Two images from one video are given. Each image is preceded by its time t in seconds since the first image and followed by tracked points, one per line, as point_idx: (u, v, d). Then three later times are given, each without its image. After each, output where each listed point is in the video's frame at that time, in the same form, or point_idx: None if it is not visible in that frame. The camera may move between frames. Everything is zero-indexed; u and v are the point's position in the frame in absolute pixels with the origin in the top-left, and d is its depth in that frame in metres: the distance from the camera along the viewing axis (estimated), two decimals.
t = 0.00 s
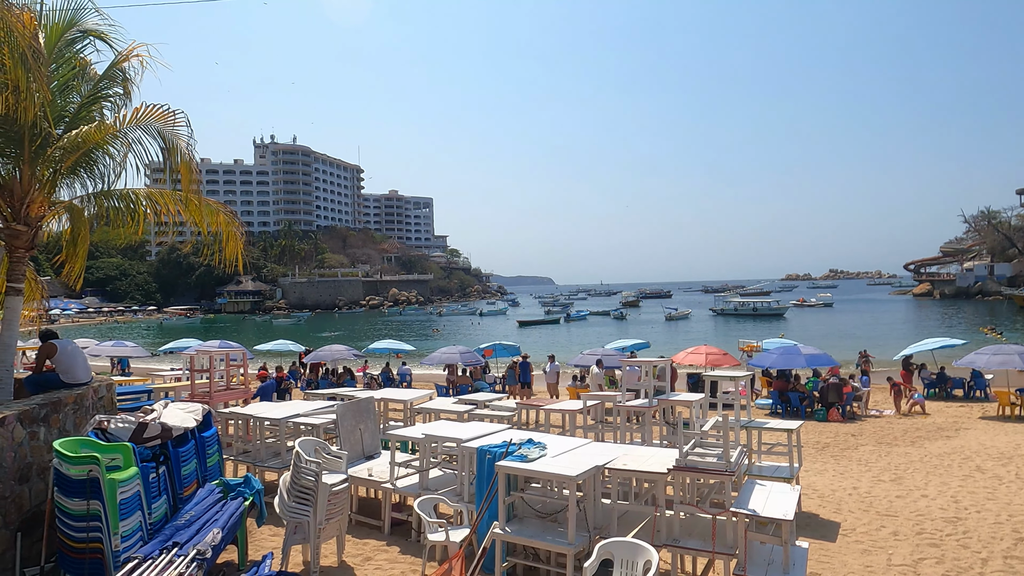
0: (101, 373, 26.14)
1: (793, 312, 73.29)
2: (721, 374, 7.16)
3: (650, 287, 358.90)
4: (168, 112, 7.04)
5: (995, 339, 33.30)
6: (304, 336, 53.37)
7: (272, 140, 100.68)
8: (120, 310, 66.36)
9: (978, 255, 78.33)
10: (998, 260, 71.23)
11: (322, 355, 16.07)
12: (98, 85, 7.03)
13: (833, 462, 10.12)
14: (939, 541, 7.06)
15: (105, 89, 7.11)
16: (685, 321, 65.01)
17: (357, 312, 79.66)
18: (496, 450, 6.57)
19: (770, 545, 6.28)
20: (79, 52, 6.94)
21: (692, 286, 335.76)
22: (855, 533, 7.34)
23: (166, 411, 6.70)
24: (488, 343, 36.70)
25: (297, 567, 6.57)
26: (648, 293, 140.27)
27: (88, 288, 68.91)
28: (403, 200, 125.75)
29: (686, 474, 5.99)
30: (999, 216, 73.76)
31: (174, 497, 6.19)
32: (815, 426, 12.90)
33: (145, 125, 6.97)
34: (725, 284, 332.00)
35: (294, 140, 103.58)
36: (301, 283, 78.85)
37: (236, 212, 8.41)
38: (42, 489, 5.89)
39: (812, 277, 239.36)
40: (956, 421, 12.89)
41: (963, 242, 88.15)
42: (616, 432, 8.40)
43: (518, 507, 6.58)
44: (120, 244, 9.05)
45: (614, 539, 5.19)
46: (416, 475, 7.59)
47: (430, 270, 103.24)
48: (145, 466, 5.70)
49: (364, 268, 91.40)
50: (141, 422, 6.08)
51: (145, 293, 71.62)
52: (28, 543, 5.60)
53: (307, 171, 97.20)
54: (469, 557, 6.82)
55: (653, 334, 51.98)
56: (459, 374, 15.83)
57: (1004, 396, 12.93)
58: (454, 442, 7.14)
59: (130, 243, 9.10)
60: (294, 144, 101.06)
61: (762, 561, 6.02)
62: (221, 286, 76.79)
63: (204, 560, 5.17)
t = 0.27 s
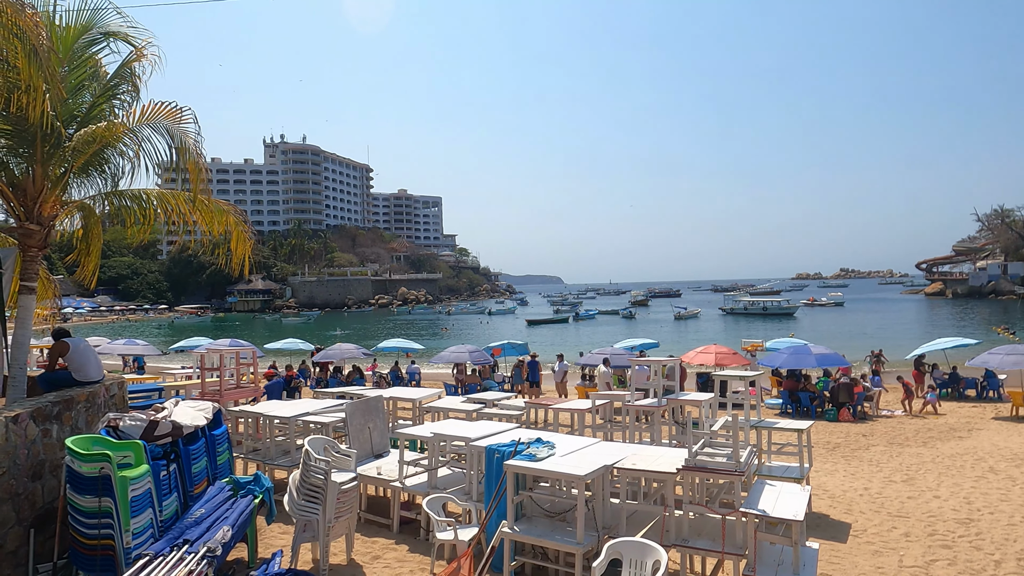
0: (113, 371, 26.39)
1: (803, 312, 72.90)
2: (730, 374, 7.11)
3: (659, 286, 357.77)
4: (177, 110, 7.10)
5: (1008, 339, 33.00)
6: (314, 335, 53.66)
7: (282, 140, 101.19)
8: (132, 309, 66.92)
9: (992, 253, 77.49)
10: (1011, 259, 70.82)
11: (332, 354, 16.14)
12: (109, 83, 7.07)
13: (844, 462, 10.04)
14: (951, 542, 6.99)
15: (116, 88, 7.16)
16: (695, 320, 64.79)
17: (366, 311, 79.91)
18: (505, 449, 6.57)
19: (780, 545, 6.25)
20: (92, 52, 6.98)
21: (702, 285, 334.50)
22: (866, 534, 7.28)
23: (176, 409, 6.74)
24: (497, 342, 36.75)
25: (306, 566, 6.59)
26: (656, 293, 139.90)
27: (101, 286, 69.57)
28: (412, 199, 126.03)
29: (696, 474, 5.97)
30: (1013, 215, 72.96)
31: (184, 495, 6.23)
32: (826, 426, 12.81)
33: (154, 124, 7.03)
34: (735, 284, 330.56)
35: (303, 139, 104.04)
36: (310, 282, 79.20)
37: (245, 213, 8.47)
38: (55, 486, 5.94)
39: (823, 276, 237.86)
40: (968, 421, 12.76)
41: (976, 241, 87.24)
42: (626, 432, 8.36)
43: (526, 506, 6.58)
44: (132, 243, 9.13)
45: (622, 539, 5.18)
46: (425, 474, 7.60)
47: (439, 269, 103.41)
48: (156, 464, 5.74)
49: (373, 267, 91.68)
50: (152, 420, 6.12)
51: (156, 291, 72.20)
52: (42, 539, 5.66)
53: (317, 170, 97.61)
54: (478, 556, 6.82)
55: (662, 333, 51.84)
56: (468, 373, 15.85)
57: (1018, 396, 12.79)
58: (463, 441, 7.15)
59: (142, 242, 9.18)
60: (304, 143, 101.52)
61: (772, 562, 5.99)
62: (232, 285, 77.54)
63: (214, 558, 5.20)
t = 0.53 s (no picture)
0: (124, 369, 26.62)
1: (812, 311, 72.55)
2: (739, 374, 7.07)
3: (666, 286, 356.71)
4: (186, 109, 7.16)
5: (1021, 339, 32.72)
6: (323, 333, 53.93)
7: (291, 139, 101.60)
8: (142, 307, 67.39)
9: (1004, 252, 76.80)
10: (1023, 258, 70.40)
11: (341, 353, 16.19)
12: (120, 83, 7.12)
13: (854, 463, 9.99)
14: (962, 544, 6.94)
15: (126, 87, 7.21)
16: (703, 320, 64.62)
17: (374, 310, 80.15)
18: (513, 448, 6.58)
19: (789, 546, 6.23)
20: (103, 51, 7.04)
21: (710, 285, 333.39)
22: (876, 535, 7.24)
23: (187, 407, 6.78)
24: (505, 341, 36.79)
25: (315, 563, 6.62)
26: (664, 292, 139.56)
27: (112, 285, 70.11)
28: (420, 199, 126.26)
29: (704, 474, 5.95)
30: None
31: (194, 492, 6.27)
32: (835, 426, 12.74)
33: (165, 123, 7.08)
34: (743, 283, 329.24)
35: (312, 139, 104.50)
36: (319, 281, 79.55)
37: (255, 213, 8.52)
38: (66, 483, 5.99)
39: (833, 276, 236.45)
40: (980, 422, 12.66)
41: (988, 240, 86.49)
42: (634, 431, 8.35)
43: (534, 505, 6.58)
44: (143, 242, 9.20)
45: (630, 539, 5.17)
46: (433, 473, 7.62)
47: (447, 269, 103.58)
48: (167, 462, 5.79)
49: (382, 266, 91.94)
50: (163, 417, 6.16)
51: (167, 290, 72.68)
52: (53, 536, 5.70)
53: (326, 169, 97.98)
54: (486, 555, 6.83)
55: (671, 332, 51.74)
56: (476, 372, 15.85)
57: None
58: (471, 440, 7.16)
59: (153, 241, 9.25)
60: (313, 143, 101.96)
61: (780, 563, 5.97)
62: (241, 284, 78.19)
63: (224, 555, 5.24)
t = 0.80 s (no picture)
0: (134, 368, 26.83)
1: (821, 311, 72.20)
2: (747, 373, 7.01)
3: (674, 285, 355.66)
4: (196, 108, 7.22)
5: None
6: (331, 332, 54.13)
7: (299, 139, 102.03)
8: (152, 306, 67.78)
9: (1016, 252, 76.21)
10: None
11: (349, 352, 16.24)
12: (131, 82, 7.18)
13: (863, 463, 9.94)
14: (973, 546, 6.88)
15: (137, 86, 7.27)
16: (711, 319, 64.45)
17: (382, 309, 80.39)
18: (520, 447, 6.58)
19: (797, 547, 6.21)
20: (113, 48, 7.06)
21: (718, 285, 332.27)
22: (886, 536, 7.20)
23: (196, 405, 6.83)
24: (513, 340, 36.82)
25: (323, 562, 6.65)
26: (672, 291, 139.20)
27: (121, 284, 70.59)
28: (428, 198, 126.51)
29: (712, 474, 5.94)
30: None
31: (204, 490, 6.31)
32: (844, 427, 12.68)
33: (175, 122, 7.15)
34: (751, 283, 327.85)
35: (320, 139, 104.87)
36: (327, 280, 79.84)
37: (264, 212, 8.56)
38: (77, 480, 6.03)
39: (842, 276, 235.14)
40: (991, 423, 12.54)
41: (999, 240, 85.81)
42: (641, 432, 8.32)
43: (542, 505, 6.60)
44: (152, 240, 9.25)
45: (638, 538, 5.17)
46: (440, 472, 7.63)
47: (455, 268, 103.73)
48: (176, 459, 5.83)
49: (389, 265, 92.17)
50: (172, 415, 6.18)
51: (176, 289, 73.10)
52: (65, 533, 5.75)
53: (334, 169, 98.28)
54: (493, 554, 6.83)
55: (679, 331, 51.67)
56: (483, 371, 15.84)
57: None
58: (478, 439, 7.16)
59: (162, 240, 9.30)
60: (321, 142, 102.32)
61: (789, 563, 5.96)
62: (250, 284, 78.55)
63: (233, 553, 5.28)
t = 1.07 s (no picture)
0: (143, 366, 26.97)
1: (830, 312, 71.85)
2: (754, 373, 6.98)
3: (680, 285, 354.44)
4: (204, 108, 7.27)
5: None
6: (338, 331, 54.27)
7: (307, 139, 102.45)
8: (161, 305, 68.17)
9: None
10: None
11: (356, 351, 16.27)
12: (139, 82, 7.21)
13: (871, 464, 9.88)
14: (982, 548, 6.83)
15: (144, 86, 7.29)
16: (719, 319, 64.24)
17: (389, 308, 80.58)
18: (527, 447, 6.58)
19: (805, 548, 6.18)
20: (121, 49, 7.10)
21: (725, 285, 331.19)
22: (894, 538, 7.15)
23: (204, 404, 6.85)
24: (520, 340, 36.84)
25: (330, 560, 6.67)
26: (679, 291, 138.77)
27: (130, 283, 71.06)
28: (435, 198, 126.73)
29: (719, 475, 5.92)
30: None
31: (211, 489, 6.34)
32: (852, 427, 12.62)
33: (183, 122, 7.19)
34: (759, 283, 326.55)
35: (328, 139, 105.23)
36: (334, 280, 80.09)
37: (271, 212, 8.59)
38: (87, 478, 6.07)
39: (850, 276, 233.90)
40: (1001, 425, 12.44)
41: (1010, 240, 85.10)
42: (648, 431, 8.32)
43: (548, 504, 6.61)
44: (160, 240, 9.31)
45: (645, 539, 5.16)
46: (447, 471, 7.64)
47: (462, 267, 103.82)
48: (184, 458, 5.86)
49: (396, 265, 92.37)
50: (179, 414, 6.21)
51: (184, 288, 73.50)
52: (74, 530, 5.79)
53: (341, 168, 98.58)
54: (499, 553, 6.83)
55: (687, 331, 51.58)
56: (490, 371, 15.85)
57: None
58: (485, 438, 7.16)
59: (170, 239, 9.36)
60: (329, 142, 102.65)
61: (796, 564, 5.94)
62: (257, 283, 78.84)
63: (240, 551, 5.30)
